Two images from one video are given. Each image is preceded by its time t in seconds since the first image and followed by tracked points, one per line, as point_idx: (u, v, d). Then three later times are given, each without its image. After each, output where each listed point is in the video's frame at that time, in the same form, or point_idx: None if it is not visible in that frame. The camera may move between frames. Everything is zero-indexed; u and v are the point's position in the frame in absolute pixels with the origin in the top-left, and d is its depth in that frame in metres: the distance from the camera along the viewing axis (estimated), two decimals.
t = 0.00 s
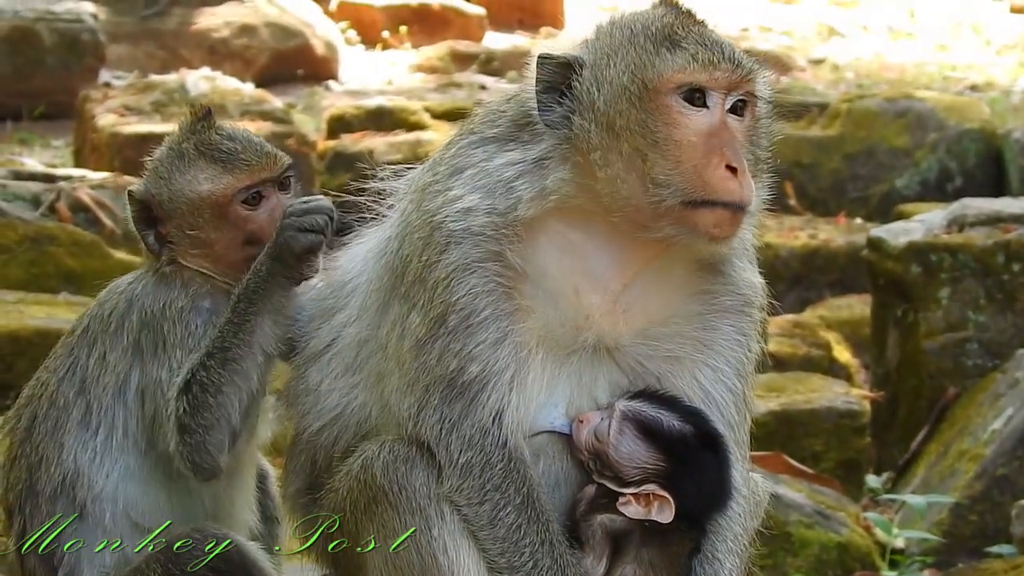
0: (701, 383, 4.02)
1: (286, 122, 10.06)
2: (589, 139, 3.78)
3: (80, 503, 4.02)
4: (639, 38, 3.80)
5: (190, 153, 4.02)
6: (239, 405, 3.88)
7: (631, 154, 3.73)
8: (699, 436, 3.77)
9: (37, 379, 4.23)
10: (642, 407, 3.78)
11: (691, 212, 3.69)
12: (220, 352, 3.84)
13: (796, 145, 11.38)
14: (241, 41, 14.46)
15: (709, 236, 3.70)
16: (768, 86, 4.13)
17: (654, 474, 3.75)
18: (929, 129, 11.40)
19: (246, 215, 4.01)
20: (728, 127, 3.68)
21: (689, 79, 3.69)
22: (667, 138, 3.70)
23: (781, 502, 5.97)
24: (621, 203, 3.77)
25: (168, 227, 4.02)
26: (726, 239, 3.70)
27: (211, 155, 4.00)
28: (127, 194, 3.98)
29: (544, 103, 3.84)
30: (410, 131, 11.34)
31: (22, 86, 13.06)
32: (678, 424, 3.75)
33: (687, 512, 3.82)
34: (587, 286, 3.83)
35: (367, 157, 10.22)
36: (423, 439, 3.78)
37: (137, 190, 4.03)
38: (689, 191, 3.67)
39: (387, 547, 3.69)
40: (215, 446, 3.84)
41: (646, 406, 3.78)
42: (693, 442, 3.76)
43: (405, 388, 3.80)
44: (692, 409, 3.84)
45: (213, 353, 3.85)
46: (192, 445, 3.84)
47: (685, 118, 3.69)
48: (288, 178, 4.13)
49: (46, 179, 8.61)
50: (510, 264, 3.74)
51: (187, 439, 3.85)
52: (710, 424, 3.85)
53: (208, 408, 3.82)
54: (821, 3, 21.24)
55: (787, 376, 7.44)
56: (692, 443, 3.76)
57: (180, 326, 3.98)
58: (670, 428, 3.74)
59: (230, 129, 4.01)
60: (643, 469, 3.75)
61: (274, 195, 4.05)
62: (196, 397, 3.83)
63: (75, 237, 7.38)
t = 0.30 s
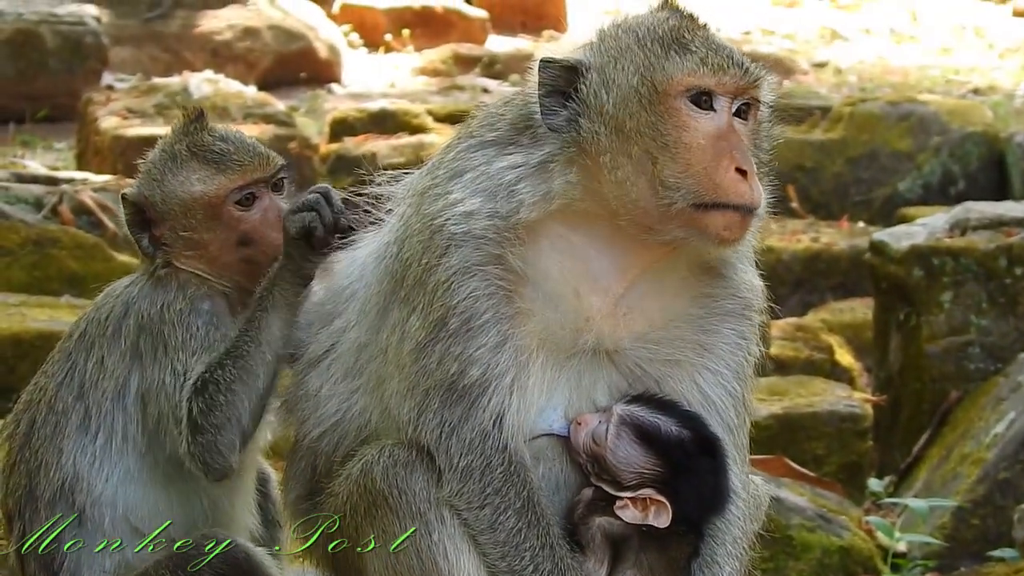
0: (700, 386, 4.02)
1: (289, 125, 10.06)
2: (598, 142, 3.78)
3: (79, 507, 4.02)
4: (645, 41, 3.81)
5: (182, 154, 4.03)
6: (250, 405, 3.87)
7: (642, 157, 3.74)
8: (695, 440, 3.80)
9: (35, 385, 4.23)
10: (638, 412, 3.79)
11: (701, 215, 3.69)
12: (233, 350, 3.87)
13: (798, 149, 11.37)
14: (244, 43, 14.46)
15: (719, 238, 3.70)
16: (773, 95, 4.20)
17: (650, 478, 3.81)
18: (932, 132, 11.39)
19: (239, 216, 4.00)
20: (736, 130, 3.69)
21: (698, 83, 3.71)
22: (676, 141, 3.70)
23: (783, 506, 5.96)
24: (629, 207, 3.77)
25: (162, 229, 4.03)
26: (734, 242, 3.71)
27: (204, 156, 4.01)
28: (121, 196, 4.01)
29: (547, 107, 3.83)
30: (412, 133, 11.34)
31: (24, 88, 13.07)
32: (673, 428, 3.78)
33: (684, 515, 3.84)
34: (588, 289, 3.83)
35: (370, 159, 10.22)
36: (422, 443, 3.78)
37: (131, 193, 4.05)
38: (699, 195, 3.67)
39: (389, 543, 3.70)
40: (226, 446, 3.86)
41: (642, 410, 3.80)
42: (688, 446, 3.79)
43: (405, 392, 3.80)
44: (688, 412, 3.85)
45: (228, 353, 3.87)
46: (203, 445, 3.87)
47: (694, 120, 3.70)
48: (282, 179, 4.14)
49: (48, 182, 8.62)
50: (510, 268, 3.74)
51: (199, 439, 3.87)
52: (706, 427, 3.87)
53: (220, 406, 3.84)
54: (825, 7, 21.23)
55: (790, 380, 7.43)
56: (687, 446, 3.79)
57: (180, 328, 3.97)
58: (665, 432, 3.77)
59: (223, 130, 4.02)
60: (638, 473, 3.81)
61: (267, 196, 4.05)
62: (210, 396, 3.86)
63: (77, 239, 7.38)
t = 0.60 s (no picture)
0: (702, 389, 4.02)
1: (289, 128, 10.07)
2: (611, 145, 3.78)
3: (78, 508, 4.03)
4: (655, 45, 3.83)
5: (180, 150, 4.06)
6: (269, 379, 3.89)
7: (653, 161, 3.74)
8: (694, 440, 3.80)
9: (33, 388, 4.23)
10: (637, 413, 3.80)
11: (712, 220, 3.70)
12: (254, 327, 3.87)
13: (798, 152, 11.39)
14: (243, 47, 14.46)
15: (728, 244, 3.72)
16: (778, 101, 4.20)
17: (649, 479, 3.80)
18: (932, 134, 11.39)
19: (232, 212, 4.00)
20: (745, 136, 3.71)
21: (709, 89, 3.72)
22: (688, 146, 3.71)
23: (784, 508, 5.97)
24: (639, 212, 3.77)
25: (156, 224, 4.04)
26: (742, 247, 3.73)
27: (201, 152, 4.04)
28: (116, 187, 4.00)
29: (553, 110, 3.83)
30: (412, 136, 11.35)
31: (24, 91, 13.08)
32: (672, 429, 3.78)
33: (684, 516, 3.85)
34: (591, 292, 3.84)
35: (370, 162, 10.23)
36: (423, 445, 3.78)
37: (126, 187, 4.05)
38: (710, 200, 3.69)
39: (389, 544, 3.70)
40: (242, 422, 3.88)
41: (640, 411, 3.80)
42: (688, 446, 3.79)
43: (406, 394, 3.80)
44: (687, 413, 3.86)
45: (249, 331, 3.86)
46: (218, 421, 3.89)
47: (704, 126, 3.71)
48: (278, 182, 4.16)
49: (49, 185, 8.64)
50: (513, 270, 3.74)
51: (214, 413, 3.89)
52: (706, 427, 3.87)
53: (237, 380, 3.86)
54: (825, 9, 21.24)
55: (790, 382, 7.44)
56: (687, 446, 3.79)
57: (182, 324, 3.97)
58: (664, 432, 3.78)
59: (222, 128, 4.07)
60: (638, 474, 3.81)
61: (262, 195, 4.05)
62: (228, 370, 3.88)
63: (77, 241, 7.36)
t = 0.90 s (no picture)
0: (704, 389, 4.03)
1: (289, 128, 10.07)
2: (623, 143, 3.78)
3: (77, 508, 4.02)
4: (663, 45, 3.83)
5: (181, 149, 4.04)
6: (233, 391, 3.85)
7: (664, 160, 3.75)
8: (699, 441, 3.80)
9: (31, 389, 4.22)
10: (642, 413, 3.80)
11: (720, 219, 3.71)
12: (210, 340, 3.83)
13: (799, 151, 11.39)
14: (244, 47, 14.46)
15: (736, 243, 3.74)
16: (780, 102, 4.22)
17: (653, 480, 3.79)
18: (933, 133, 11.39)
19: (232, 213, 4.02)
20: (752, 136, 3.73)
21: (718, 88, 3.73)
22: (696, 145, 3.73)
23: (786, 506, 5.97)
24: (646, 211, 3.78)
25: (154, 222, 4.01)
26: (748, 247, 3.75)
27: (203, 152, 4.03)
28: (117, 184, 3.96)
29: (558, 108, 3.81)
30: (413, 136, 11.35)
31: (24, 91, 13.08)
32: (677, 429, 3.78)
33: (687, 516, 3.85)
34: (594, 291, 3.84)
35: (370, 162, 10.23)
36: (423, 445, 3.78)
37: (126, 183, 4.01)
38: (717, 199, 3.70)
39: (387, 545, 3.70)
40: (212, 437, 3.82)
41: (646, 411, 3.81)
42: (693, 447, 3.79)
43: (408, 394, 3.80)
44: (692, 413, 3.86)
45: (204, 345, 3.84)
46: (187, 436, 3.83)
47: (711, 125, 3.72)
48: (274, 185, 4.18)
49: (50, 185, 8.64)
50: (515, 269, 3.74)
51: (183, 430, 3.84)
52: (710, 428, 3.87)
53: (201, 398, 3.80)
54: (825, 9, 21.24)
55: (791, 381, 7.43)
56: (692, 447, 3.79)
57: (172, 325, 3.97)
58: (670, 433, 3.78)
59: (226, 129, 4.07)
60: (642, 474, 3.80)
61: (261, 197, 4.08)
62: (189, 388, 3.82)
63: (78, 242, 7.36)
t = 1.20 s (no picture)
0: (705, 389, 4.03)
1: (290, 128, 10.07)
2: (630, 142, 3.78)
3: (78, 506, 4.02)
4: (668, 45, 3.83)
5: (181, 148, 4.06)
6: (245, 393, 3.84)
7: (670, 160, 3.75)
8: (697, 434, 3.80)
9: (32, 388, 4.22)
10: (640, 407, 3.80)
11: (724, 220, 3.71)
12: (225, 340, 3.82)
13: (800, 151, 11.38)
14: (245, 47, 14.46)
15: (741, 244, 3.73)
16: (784, 102, 4.22)
17: (653, 475, 3.81)
18: (934, 132, 11.38)
19: (229, 212, 4.00)
20: (757, 137, 3.72)
21: (723, 89, 3.73)
22: (701, 145, 3.73)
23: (788, 506, 5.96)
24: (649, 211, 3.78)
25: (154, 221, 4.03)
26: (753, 247, 3.74)
27: (202, 151, 4.04)
28: (117, 182, 3.99)
29: (562, 107, 3.79)
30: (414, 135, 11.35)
31: (25, 91, 13.08)
32: (676, 423, 3.78)
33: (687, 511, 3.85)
34: (597, 291, 3.83)
35: (371, 161, 10.23)
36: (423, 445, 3.78)
37: (127, 181, 4.05)
38: (720, 200, 3.70)
39: (388, 544, 3.72)
40: (219, 436, 3.81)
41: (643, 405, 3.81)
42: (691, 440, 3.79)
43: (408, 394, 3.80)
44: (690, 408, 3.85)
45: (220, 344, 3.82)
46: (196, 435, 3.82)
47: (715, 126, 3.73)
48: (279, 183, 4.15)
49: (52, 185, 8.65)
50: (516, 269, 3.74)
51: (191, 428, 3.82)
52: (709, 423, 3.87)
53: (213, 396, 3.80)
54: (827, 8, 21.22)
55: (793, 381, 7.42)
56: (689, 440, 3.79)
57: (174, 323, 3.94)
58: (666, 426, 3.78)
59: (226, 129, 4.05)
60: (641, 468, 3.81)
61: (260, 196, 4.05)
62: (202, 385, 3.81)
63: (79, 242, 7.35)
